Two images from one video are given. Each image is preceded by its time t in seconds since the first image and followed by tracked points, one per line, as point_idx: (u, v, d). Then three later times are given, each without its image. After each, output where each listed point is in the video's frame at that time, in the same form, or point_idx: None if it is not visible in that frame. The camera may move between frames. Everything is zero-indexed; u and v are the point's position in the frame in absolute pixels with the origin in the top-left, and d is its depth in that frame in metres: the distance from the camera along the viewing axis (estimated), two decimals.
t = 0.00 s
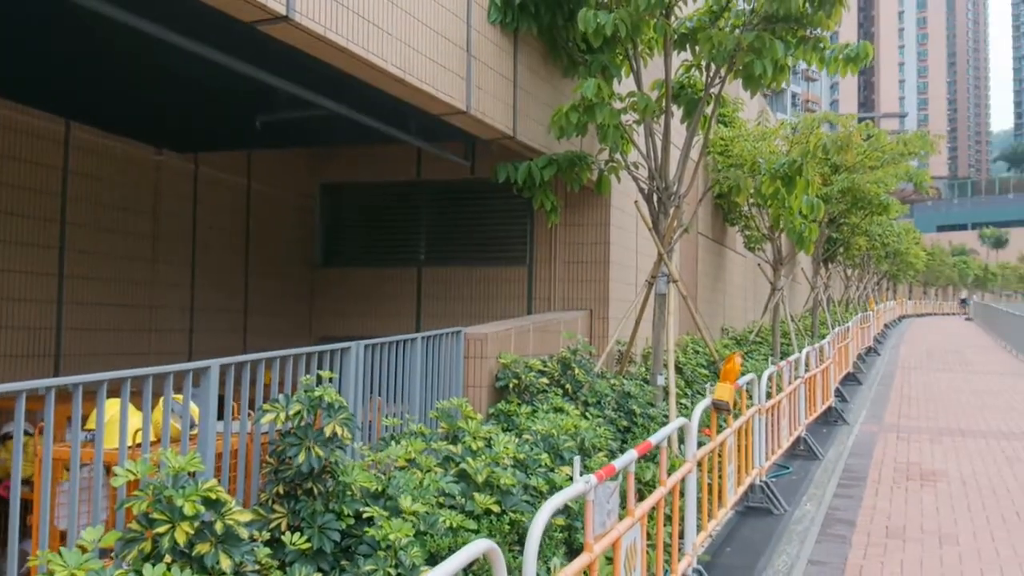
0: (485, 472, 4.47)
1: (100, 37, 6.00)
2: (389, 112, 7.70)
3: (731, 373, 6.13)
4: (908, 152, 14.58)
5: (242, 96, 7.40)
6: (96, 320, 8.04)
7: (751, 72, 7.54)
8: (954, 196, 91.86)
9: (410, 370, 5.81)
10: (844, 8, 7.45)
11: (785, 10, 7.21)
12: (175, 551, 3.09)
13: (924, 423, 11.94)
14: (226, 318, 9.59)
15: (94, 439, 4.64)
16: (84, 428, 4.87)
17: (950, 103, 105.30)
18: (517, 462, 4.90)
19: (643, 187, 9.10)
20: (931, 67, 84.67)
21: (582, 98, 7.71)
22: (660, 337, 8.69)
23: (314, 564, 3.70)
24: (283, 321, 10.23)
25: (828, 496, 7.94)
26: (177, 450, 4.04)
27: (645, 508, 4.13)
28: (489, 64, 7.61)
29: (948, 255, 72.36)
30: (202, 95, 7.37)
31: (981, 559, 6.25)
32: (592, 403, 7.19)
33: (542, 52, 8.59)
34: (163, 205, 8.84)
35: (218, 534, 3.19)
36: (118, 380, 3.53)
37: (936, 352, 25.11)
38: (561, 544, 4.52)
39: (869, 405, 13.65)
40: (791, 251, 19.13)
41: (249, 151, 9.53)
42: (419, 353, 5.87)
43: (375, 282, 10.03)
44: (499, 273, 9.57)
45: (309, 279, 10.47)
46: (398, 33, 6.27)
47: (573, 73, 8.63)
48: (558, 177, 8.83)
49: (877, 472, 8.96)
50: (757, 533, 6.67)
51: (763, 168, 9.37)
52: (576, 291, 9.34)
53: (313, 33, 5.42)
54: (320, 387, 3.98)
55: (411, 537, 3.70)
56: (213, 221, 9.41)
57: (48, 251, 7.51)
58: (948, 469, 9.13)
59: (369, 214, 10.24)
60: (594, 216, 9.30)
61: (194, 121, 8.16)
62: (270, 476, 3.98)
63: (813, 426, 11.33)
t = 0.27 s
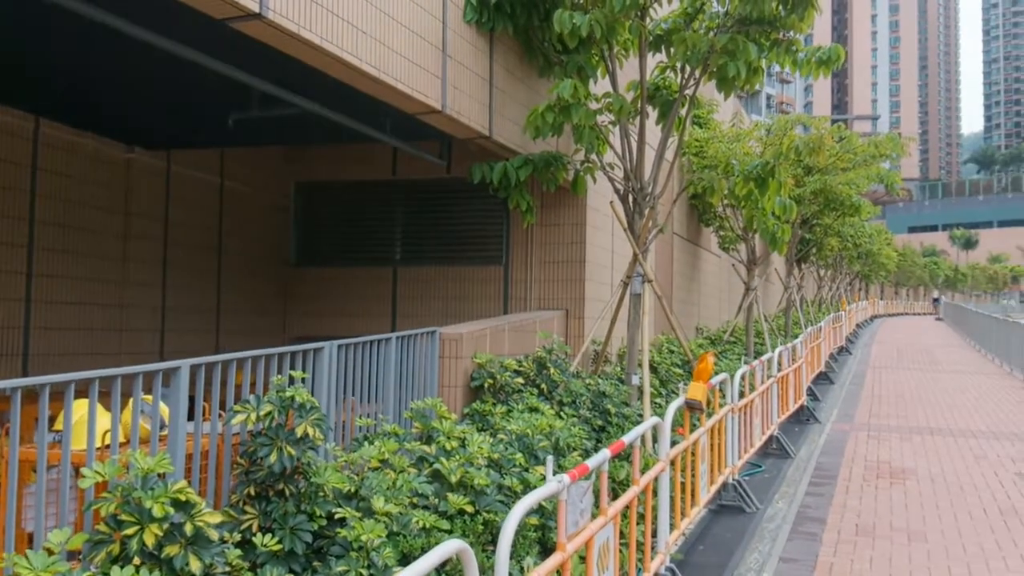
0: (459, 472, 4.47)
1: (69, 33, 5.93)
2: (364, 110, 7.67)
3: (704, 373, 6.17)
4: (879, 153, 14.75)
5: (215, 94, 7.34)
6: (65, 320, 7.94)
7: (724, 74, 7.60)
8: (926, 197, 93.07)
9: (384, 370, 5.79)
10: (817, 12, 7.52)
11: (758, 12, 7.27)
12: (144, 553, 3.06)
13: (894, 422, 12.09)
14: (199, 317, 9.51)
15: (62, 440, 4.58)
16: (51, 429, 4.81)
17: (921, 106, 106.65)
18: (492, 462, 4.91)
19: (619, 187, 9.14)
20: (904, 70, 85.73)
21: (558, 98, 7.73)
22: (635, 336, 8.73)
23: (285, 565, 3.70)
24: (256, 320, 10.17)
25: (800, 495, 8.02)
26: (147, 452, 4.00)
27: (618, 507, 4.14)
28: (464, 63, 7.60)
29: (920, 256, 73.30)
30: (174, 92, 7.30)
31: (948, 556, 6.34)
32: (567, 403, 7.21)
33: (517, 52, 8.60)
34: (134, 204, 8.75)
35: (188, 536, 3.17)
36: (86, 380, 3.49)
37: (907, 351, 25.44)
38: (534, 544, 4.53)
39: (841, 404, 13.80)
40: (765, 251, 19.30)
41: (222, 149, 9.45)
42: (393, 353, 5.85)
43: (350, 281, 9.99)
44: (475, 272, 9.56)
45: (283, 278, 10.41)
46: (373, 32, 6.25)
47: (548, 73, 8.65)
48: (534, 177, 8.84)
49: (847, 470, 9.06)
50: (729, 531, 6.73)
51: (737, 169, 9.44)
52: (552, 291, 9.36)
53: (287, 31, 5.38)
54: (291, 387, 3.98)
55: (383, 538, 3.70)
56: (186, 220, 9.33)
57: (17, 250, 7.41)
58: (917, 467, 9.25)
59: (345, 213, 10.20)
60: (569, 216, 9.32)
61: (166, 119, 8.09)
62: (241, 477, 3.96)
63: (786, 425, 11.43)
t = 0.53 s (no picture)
0: (445, 474, 4.47)
1: (50, 34, 5.90)
2: (349, 112, 7.66)
3: (689, 372, 6.20)
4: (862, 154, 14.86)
5: (198, 95, 7.31)
6: (48, 323, 7.89)
7: (708, 75, 7.65)
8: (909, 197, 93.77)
9: (370, 372, 5.78)
10: (800, 13, 7.58)
11: (741, 14, 7.32)
12: (127, 558, 3.05)
13: (878, 420, 12.18)
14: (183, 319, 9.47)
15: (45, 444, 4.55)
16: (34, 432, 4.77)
17: (904, 106, 107.44)
18: (478, 463, 4.92)
19: (604, 188, 9.16)
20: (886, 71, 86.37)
21: (543, 99, 7.74)
22: (622, 336, 8.75)
23: (271, 568, 3.70)
24: (241, 322, 10.12)
25: (785, 493, 8.06)
26: (131, 455, 3.98)
27: (604, 507, 4.15)
28: (449, 65, 7.60)
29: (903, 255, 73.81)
30: (157, 94, 7.28)
31: (932, 552, 6.39)
32: (554, 403, 7.22)
33: (503, 54, 8.61)
34: (117, 205, 8.70)
35: (172, 540, 3.15)
36: (69, 384, 3.46)
37: (891, 350, 25.62)
38: (521, 544, 4.54)
39: (826, 403, 13.89)
40: (750, 251, 19.40)
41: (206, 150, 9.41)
42: (379, 354, 5.84)
43: (336, 283, 9.96)
44: (461, 273, 9.56)
45: (268, 280, 10.37)
46: (357, 34, 6.24)
47: (534, 75, 8.66)
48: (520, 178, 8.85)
49: (832, 468, 9.12)
50: (715, 530, 6.76)
51: (721, 170, 9.49)
52: (538, 292, 9.37)
53: (270, 33, 5.37)
54: (276, 390, 3.97)
55: (369, 540, 3.69)
56: (170, 222, 9.28)
57: None
58: (900, 464, 9.33)
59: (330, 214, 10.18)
60: (555, 217, 9.34)
61: (149, 120, 8.04)
62: (226, 480, 3.95)
63: (771, 424, 11.50)
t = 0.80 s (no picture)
0: (442, 487, 4.48)
1: (47, 48, 5.92)
2: (345, 124, 7.69)
3: (686, 384, 6.21)
4: (855, 165, 14.95)
5: (195, 108, 7.33)
6: (44, 335, 7.87)
7: (703, 87, 7.71)
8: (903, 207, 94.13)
9: (367, 384, 5.79)
10: (793, 26, 7.67)
11: (735, 27, 7.38)
12: (124, 574, 3.04)
13: (874, 430, 12.21)
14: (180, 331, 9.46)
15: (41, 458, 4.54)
16: (30, 446, 4.76)
17: (897, 117, 107.95)
18: (475, 476, 4.93)
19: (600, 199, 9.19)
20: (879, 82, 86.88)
21: (539, 112, 7.77)
22: (618, 347, 8.75)
23: None
24: (238, 334, 10.11)
25: (782, 504, 8.07)
26: (128, 469, 3.97)
27: (601, 520, 4.16)
28: (446, 77, 7.64)
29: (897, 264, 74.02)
30: (154, 107, 7.29)
31: (928, 563, 6.41)
32: (551, 415, 7.22)
33: (499, 67, 8.66)
34: (114, 218, 8.70)
35: (169, 555, 3.15)
36: (66, 399, 3.46)
37: (886, 360, 25.69)
38: (518, 557, 4.55)
39: (821, 413, 13.91)
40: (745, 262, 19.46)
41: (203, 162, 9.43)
42: (376, 366, 5.85)
43: (332, 294, 9.96)
44: (457, 284, 9.56)
45: (264, 292, 10.37)
46: (354, 47, 6.28)
47: (529, 87, 8.71)
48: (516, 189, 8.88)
49: (828, 479, 9.14)
50: (712, 541, 6.76)
51: (716, 182, 9.55)
52: (534, 302, 9.38)
53: (268, 47, 5.41)
54: (274, 404, 3.98)
55: (366, 554, 3.70)
56: (166, 234, 9.29)
57: None
58: (896, 475, 9.35)
59: (326, 226, 10.19)
60: (552, 228, 9.36)
61: (146, 133, 8.05)
62: (223, 494, 3.94)
63: (767, 434, 11.51)
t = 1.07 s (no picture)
0: (448, 513, 4.48)
1: (55, 77, 5.99)
2: (351, 149, 7.75)
3: (691, 407, 6.19)
4: (858, 184, 14.99)
5: (202, 135, 7.40)
6: (51, 360, 7.90)
7: (705, 111, 7.77)
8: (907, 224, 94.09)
9: (372, 408, 5.80)
10: (795, 49, 7.80)
11: (737, 50, 7.43)
12: None
13: (881, 451, 12.15)
14: (186, 355, 9.49)
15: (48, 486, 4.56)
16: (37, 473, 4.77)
17: (901, 134, 108.17)
18: (481, 501, 4.93)
19: (604, 221, 9.22)
20: (882, 100, 87.11)
21: (543, 135, 7.82)
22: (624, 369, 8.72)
23: None
24: (243, 357, 10.13)
25: (789, 526, 8.02)
26: (134, 497, 3.98)
27: (607, 546, 4.14)
28: (450, 102, 7.70)
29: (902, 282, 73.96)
30: (161, 134, 7.35)
31: None
32: (557, 437, 7.21)
33: (503, 91, 8.73)
34: (121, 242, 8.76)
35: None
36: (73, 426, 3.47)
37: (892, 379, 25.59)
38: None
39: (828, 433, 13.85)
40: (749, 282, 19.48)
41: (209, 187, 9.51)
42: (381, 390, 5.86)
43: (338, 317, 9.99)
44: (462, 305, 9.56)
45: (270, 315, 10.40)
46: (359, 73, 6.35)
47: (533, 111, 8.78)
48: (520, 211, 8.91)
49: (836, 501, 9.09)
50: (719, 565, 6.73)
51: (719, 203, 9.59)
52: (539, 324, 9.37)
53: (274, 75, 5.49)
54: (279, 430, 3.99)
55: None
56: (172, 258, 9.34)
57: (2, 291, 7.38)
58: (904, 496, 9.30)
59: (332, 248, 10.23)
60: (556, 249, 9.38)
61: (154, 158, 8.13)
62: (229, 521, 3.94)
63: (774, 456, 11.47)
